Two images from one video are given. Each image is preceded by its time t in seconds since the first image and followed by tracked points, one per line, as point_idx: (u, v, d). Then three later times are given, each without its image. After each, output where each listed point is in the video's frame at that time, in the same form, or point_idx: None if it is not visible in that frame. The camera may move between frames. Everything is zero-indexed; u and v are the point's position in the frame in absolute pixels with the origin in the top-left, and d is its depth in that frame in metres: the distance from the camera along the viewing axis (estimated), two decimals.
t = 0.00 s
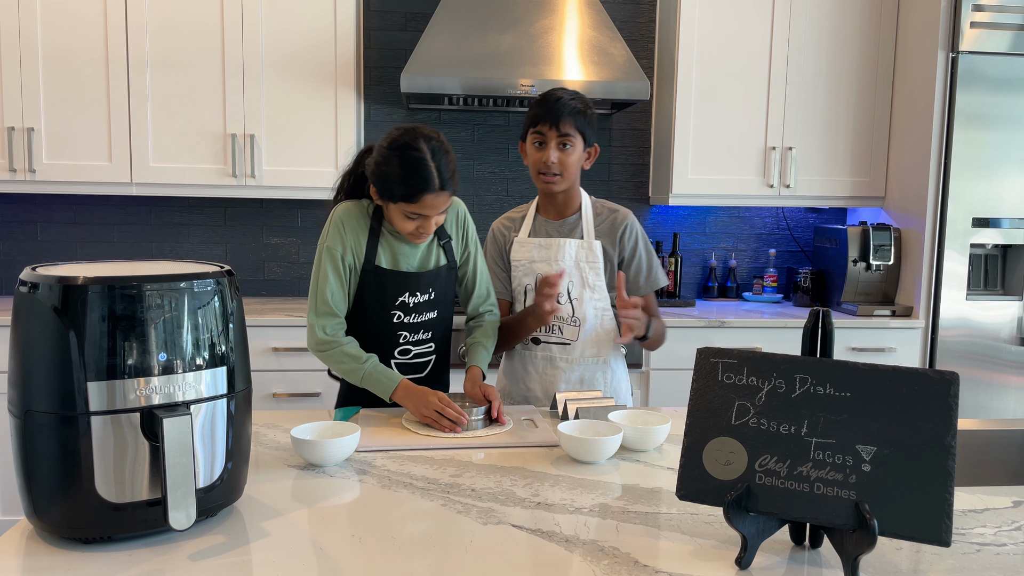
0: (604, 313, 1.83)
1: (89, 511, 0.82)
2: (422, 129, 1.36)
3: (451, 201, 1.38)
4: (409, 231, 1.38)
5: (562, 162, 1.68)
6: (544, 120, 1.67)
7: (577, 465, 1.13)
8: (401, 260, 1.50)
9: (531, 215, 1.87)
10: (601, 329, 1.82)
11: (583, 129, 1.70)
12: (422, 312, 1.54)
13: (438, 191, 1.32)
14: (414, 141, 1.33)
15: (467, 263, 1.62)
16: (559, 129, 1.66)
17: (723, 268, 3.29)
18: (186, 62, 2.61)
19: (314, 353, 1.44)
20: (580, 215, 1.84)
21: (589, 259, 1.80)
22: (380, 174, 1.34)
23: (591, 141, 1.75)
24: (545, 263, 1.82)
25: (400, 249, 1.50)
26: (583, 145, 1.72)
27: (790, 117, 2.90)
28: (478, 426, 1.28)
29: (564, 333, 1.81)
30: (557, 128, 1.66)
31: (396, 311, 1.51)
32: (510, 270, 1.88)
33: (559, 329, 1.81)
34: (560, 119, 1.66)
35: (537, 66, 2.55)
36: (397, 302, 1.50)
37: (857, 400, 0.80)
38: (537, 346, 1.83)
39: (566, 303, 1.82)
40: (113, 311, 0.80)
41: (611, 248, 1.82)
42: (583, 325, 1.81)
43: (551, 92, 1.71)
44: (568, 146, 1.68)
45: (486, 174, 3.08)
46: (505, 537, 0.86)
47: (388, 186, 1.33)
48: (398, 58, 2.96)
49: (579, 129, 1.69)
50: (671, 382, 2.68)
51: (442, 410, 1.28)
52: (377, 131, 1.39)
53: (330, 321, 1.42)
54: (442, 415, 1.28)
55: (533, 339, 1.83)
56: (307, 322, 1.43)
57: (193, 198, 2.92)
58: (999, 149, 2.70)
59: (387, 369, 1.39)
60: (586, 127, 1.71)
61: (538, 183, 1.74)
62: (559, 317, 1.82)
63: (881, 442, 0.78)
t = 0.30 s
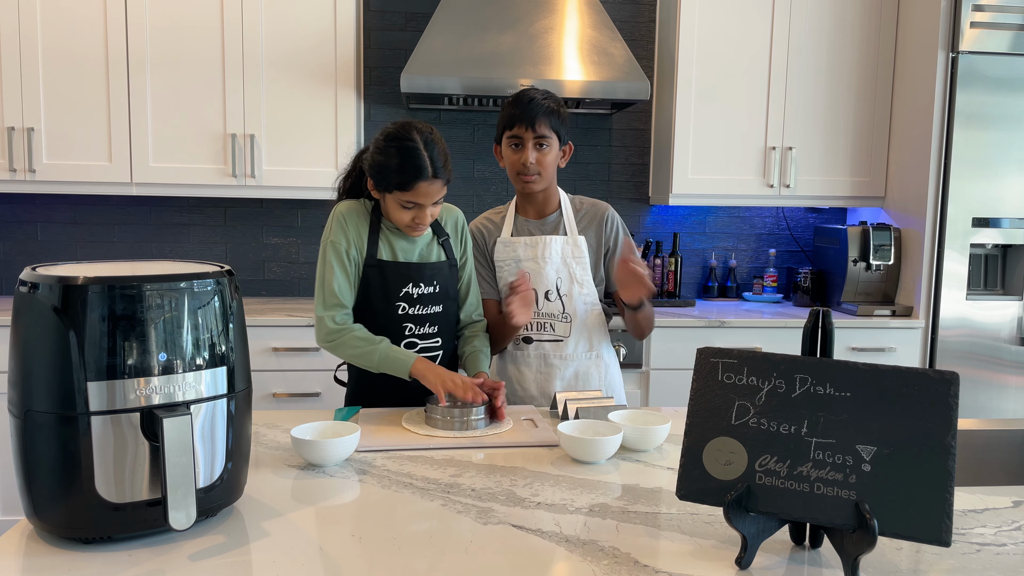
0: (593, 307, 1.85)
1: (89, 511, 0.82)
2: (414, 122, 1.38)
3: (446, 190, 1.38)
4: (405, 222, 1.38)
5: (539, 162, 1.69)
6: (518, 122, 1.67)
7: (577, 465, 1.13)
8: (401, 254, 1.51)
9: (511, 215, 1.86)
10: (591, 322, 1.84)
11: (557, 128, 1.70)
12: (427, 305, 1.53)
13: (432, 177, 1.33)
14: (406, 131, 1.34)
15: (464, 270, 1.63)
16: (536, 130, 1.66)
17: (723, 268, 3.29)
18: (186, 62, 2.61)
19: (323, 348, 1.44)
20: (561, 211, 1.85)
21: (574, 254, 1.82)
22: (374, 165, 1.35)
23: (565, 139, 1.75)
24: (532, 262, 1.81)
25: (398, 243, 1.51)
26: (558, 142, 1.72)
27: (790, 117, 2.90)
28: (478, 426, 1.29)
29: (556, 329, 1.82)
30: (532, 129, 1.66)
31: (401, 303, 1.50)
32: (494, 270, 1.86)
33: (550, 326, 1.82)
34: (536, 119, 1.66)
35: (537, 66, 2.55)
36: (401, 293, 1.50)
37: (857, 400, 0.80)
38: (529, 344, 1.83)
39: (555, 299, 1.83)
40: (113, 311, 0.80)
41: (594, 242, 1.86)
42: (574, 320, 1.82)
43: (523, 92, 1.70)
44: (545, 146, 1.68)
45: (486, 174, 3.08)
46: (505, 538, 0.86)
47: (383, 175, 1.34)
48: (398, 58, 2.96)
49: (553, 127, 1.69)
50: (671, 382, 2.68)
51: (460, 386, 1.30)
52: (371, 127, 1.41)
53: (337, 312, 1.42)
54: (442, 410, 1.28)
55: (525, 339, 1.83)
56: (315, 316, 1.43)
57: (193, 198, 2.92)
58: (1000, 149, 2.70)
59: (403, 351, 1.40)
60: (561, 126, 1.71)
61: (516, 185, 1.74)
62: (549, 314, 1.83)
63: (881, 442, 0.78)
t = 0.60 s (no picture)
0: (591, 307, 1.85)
1: (89, 511, 0.82)
2: (444, 123, 1.36)
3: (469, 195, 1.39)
4: (426, 224, 1.39)
5: (539, 162, 1.69)
6: (519, 122, 1.67)
7: (577, 465, 1.13)
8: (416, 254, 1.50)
9: (509, 213, 1.86)
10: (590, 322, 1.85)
11: (558, 129, 1.70)
12: (435, 305, 1.53)
13: (459, 184, 1.33)
14: (436, 135, 1.33)
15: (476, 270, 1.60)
16: (535, 130, 1.66)
17: (723, 268, 3.29)
18: (185, 63, 2.61)
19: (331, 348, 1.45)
20: (561, 212, 1.85)
21: (574, 254, 1.82)
22: (401, 164, 1.35)
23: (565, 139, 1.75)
24: (532, 262, 1.82)
25: (414, 244, 1.50)
26: (558, 143, 1.72)
27: (790, 117, 2.90)
28: (478, 426, 1.28)
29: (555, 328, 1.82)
30: (533, 130, 1.66)
31: (409, 303, 1.50)
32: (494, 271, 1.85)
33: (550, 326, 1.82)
34: (536, 120, 1.66)
35: (537, 66, 2.55)
36: (411, 294, 1.50)
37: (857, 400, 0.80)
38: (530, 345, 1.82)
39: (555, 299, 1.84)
40: (113, 311, 0.80)
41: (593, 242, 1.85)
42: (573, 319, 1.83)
43: (524, 92, 1.70)
44: (545, 146, 1.68)
45: (486, 174, 3.08)
46: (505, 538, 0.86)
47: (409, 176, 1.34)
48: (398, 58, 2.96)
49: (554, 128, 1.69)
50: (671, 382, 2.68)
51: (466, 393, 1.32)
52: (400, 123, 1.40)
53: (348, 313, 1.43)
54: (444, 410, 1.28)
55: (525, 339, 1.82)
56: (324, 315, 1.44)
57: (193, 198, 2.92)
58: (999, 149, 2.70)
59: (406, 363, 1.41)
60: (561, 127, 1.71)
61: (516, 185, 1.74)
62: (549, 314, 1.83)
63: (881, 442, 0.78)
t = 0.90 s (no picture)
0: (599, 316, 1.83)
1: (89, 511, 0.82)
2: (467, 128, 1.37)
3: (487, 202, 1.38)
4: (441, 228, 1.39)
5: (556, 161, 1.68)
6: (538, 120, 1.68)
7: (577, 465, 1.13)
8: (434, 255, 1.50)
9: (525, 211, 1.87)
10: (597, 331, 1.82)
11: (578, 128, 1.70)
12: (444, 309, 1.52)
13: (475, 189, 1.33)
14: (457, 138, 1.34)
15: (490, 277, 1.59)
16: (553, 128, 1.66)
17: (723, 268, 3.29)
18: (185, 62, 2.61)
19: (335, 331, 1.45)
20: (577, 214, 1.85)
21: (585, 260, 1.80)
22: (420, 166, 1.36)
23: (587, 138, 1.74)
24: (541, 263, 1.81)
25: (434, 246, 1.50)
26: (578, 142, 1.71)
27: (790, 117, 2.90)
28: (478, 426, 1.28)
29: (560, 333, 1.81)
30: (550, 128, 1.66)
31: (418, 303, 1.50)
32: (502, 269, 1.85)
33: (555, 329, 1.81)
34: (554, 117, 1.66)
35: (537, 66, 2.55)
36: (421, 294, 1.50)
37: (856, 400, 0.80)
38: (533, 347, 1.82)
39: (563, 303, 1.81)
40: (113, 311, 0.80)
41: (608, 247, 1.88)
42: (579, 326, 1.81)
43: (546, 91, 1.71)
44: (562, 145, 1.68)
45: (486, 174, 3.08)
46: (505, 537, 0.86)
47: (427, 178, 1.34)
48: (398, 58, 2.96)
49: (573, 127, 1.69)
50: (671, 382, 2.68)
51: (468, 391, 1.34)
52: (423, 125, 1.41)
53: (358, 302, 1.43)
54: (445, 411, 1.28)
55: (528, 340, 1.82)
56: (335, 299, 1.43)
57: (193, 198, 2.92)
58: (999, 149, 2.70)
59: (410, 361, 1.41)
60: (582, 125, 1.71)
61: (534, 182, 1.75)
62: (554, 317, 1.81)
63: (881, 442, 0.78)
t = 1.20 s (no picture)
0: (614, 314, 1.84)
1: (89, 511, 0.82)
2: (457, 124, 1.37)
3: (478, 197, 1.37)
4: (433, 223, 1.39)
5: (568, 163, 1.69)
6: (550, 122, 1.67)
7: (578, 465, 1.13)
8: (433, 255, 1.49)
9: (537, 212, 1.88)
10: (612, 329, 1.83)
11: (590, 129, 1.69)
12: (449, 308, 1.52)
13: (461, 183, 1.31)
14: (444, 133, 1.33)
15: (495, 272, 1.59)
16: (565, 131, 1.66)
17: (723, 268, 3.29)
18: (185, 62, 2.61)
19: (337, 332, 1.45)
20: (589, 215, 1.86)
21: (601, 258, 1.81)
22: (410, 163, 1.36)
23: (598, 138, 1.74)
24: (557, 263, 1.81)
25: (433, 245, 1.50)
26: (590, 143, 1.71)
27: (790, 116, 2.90)
28: (478, 426, 1.28)
29: (577, 332, 1.80)
30: (562, 130, 1.66)
31: (423, 302, 1.50)
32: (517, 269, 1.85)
33: (572, 328, 1.81)
34: (566, 120, 1.65)
35: (537, 66, 2.55)
36: (424, 294, 1.50)
37: (857, 401, 0.80)
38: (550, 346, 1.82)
39: (579, 302, 1.82)
40: (113, 311, 0.80)
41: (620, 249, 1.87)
42: (596, 324, 1.81)
43: (556, 91, 1.70)
44: (574, 147, 1.68)
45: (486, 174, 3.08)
46: (504, 537, 0.86)
47: (415, 175, 1.34)
48: (398, 58, 2.96)
49: (586, 128, 1.68)
50: (671, 382, 2.68)
51: (470, 389, 1.32)
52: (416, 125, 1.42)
53: (358, 302, 1.42)
54: (444, 412, 1.28)
55: (546, 339, 1.82)
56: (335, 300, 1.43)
57: (193, 198, 2.92)
58: (999, 149, 2.70)
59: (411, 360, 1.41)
60: (593, 125, 1.70)
61: (546, 185, 1.75)
62: (571, 316, 1.81)
63: (881, 442, 0.78)
